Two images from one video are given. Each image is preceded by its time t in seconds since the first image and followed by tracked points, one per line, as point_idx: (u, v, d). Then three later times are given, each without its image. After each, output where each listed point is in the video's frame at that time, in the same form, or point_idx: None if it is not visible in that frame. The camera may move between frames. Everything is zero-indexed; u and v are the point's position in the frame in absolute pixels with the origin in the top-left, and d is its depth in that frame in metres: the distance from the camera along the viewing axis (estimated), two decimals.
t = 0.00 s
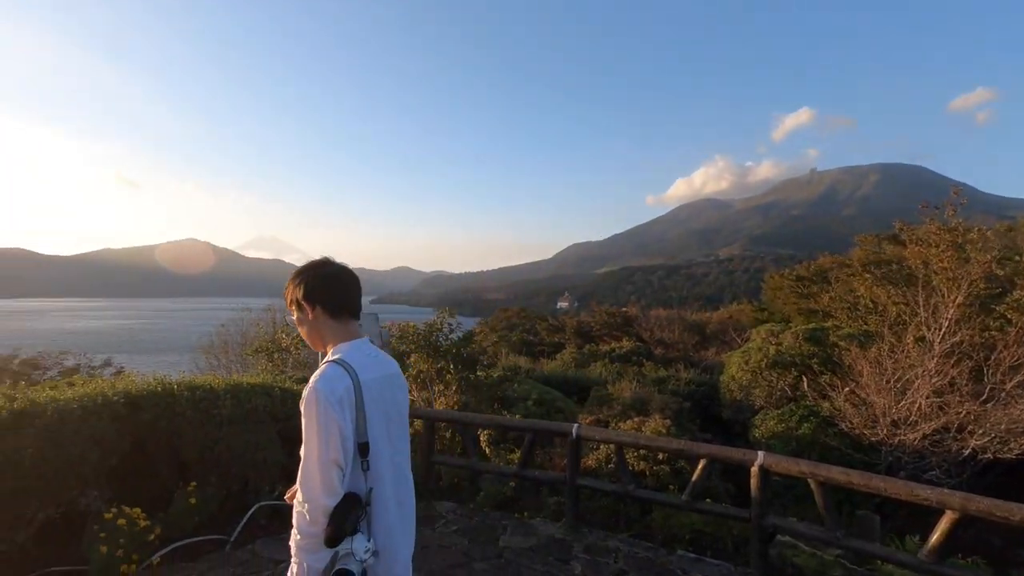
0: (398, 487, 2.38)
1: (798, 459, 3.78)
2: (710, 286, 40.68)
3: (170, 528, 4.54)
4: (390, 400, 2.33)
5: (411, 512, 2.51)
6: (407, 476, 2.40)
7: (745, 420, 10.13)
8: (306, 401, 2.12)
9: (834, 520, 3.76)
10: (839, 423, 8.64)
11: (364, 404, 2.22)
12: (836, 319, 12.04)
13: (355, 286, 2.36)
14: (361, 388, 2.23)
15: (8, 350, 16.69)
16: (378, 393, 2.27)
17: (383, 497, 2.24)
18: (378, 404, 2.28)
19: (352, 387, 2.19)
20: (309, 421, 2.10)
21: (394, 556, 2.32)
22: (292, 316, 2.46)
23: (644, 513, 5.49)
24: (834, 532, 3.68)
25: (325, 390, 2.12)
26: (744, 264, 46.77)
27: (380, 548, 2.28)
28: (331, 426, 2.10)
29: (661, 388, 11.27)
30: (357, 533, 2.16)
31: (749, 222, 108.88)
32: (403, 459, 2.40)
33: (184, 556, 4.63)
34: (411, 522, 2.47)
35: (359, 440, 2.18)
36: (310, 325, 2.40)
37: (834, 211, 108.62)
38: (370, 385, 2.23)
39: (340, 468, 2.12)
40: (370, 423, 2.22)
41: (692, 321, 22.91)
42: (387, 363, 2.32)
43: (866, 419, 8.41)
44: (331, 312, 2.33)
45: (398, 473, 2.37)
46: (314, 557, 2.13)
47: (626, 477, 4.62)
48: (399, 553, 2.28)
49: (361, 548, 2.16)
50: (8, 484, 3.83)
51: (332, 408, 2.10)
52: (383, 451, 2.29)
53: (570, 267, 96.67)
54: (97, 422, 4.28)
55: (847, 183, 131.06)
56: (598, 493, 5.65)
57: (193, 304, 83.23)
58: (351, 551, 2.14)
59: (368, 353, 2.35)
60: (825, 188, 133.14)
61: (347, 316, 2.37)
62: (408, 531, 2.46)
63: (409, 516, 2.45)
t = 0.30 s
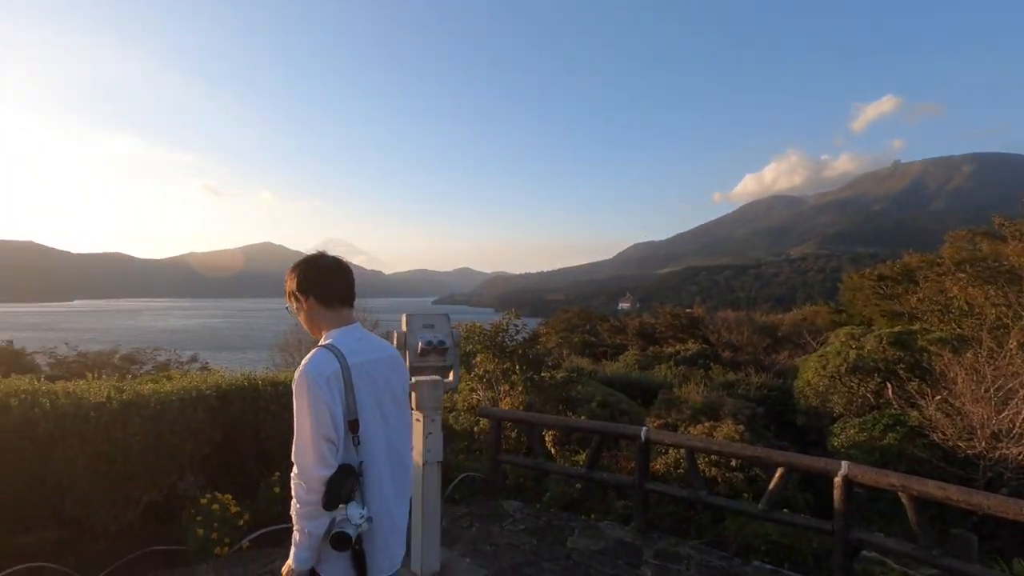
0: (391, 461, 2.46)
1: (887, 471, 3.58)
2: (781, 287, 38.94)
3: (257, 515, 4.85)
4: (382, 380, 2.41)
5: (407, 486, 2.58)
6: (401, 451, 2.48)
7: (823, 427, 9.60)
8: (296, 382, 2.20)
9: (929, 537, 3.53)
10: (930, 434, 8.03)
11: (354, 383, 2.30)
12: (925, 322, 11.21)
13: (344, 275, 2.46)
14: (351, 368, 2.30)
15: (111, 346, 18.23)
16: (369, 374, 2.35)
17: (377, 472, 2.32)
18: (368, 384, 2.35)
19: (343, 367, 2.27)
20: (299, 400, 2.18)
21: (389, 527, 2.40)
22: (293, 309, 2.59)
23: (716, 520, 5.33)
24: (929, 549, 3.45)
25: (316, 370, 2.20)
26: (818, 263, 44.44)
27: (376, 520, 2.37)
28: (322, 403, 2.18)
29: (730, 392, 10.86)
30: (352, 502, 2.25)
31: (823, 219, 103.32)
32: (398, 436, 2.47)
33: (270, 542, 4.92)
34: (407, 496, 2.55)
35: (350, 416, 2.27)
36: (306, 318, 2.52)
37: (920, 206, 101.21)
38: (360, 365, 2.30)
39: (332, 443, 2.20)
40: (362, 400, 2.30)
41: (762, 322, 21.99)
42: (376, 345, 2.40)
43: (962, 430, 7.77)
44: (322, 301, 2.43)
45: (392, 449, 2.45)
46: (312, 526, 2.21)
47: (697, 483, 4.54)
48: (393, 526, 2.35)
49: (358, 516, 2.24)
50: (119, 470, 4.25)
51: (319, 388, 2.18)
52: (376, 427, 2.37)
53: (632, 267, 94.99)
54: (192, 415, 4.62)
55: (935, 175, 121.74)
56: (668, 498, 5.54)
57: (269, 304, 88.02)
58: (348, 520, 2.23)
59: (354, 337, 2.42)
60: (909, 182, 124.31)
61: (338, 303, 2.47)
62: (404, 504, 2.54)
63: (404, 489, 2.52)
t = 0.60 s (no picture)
0: (396, 453, 2.73)
1: (994, 489, 3.30)
2: (864, 287, 36.63)
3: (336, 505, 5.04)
4: (388, 380, 2.68)
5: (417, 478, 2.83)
6: (405, 445, 2.73)
7: (913, 439, 8.95)
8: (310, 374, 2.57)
9: None
10: None
11: (359, 381, 2.60)
12: None
13: (368, 279, 2.73)
14: (357, 367, 2.61)
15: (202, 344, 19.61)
16: (376, 373, 2.63)
17: (375, 461, 2.60)
18: (374, 382, 2.64)
19: (349, 365, 2.59)
20: (309, 390, 2.55)
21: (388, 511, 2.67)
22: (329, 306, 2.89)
23: (797, 532, 5.10)
24: None
25: (324, 366, 2.54)
26: (906, 262, 41.44)
27: (374, 503, 2.65)
28: (325, 395, 2.52)
29: (809, 398, 10.33)
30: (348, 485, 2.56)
31: (911, 214, 96.18)
32: (404, 432, 2.73)
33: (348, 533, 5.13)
34: (413, 487, 2.79)
35: (353, 410, 2.58)
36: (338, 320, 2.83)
37: None
38: (365, 365, 2.60)
39: (332, 431, 2.52)
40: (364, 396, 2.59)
41: (843, 326, 20.75)
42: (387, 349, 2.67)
43: None
44: (346, 310, 2.71)
45: (397, 442, 2.72)
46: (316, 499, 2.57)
47: (776, 493, 4.37)
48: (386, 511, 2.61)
49: (350, 497, 2.55)
50: (212, 458, 4.58)
51: (324, 382, 2.52)
52: (379, 421, 2.66)
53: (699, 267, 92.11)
54: (277, 408, 4.89)
55: None
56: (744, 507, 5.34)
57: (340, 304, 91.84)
58: (343, 498, 2.55)
59: (375, 339, 2.70)
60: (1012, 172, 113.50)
61: (363, 310, 2.73)
62: (411, 493, 2.78)
63: (411, 481, 2.78)
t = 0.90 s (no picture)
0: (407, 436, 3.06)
1: None
2: (935, 287, 34.52)
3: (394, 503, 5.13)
4: (406, 371, 3.02)
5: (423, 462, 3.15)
6: (415, 431, 3.06)
7: (992, 449, 8.37)
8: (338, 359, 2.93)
9: None
10: None
11: (382, 370, 2.96)
12: None
13: (401, 280, 3.08)
14: (380, 357, 2.95)
15: (262, 343, 20.47)
16: (396, 365, 2.98)
17: (389, 441, 2.93)
18: (395, 372, 2.99)
19: (374, 355, 2.95)
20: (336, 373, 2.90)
21: (396, 487, 2.98)
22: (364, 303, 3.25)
23: (864, 545, 4.88)
24: None
25: (352, 354, 2.90)
26: (982, 261, 38.83)
27: (386, 479, 2.97)
28: (349, 377, 2.87)
29: (875, 404, 9.83)
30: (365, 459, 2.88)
31: (987, 210, 90.00)
32: (416, 418, 3.06)
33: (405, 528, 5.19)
34: (419, 469, 3.11)
35: (374, 394, 2.93)
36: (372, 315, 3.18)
37: None
38: (388, 357, 2.95)
39: (352, 410, 2.87)
40: (384, 384, 2.94)
41: (911, 328, 19.64)
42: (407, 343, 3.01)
43: None
44: (378, 305, 3.07)
45: (409, 427, 3.05)
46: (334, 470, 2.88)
47: (842, 502, 4.19)
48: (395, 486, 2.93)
49: (365, 470, 2.86)
50: (277, 452, 4.80)
51: (350, 366, 2.87)
52: (395, 407, 2.99)
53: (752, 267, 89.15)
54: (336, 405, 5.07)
55: None
56: (806, 516, 5.14)
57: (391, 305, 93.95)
58: (359, 471, 2.86)
59: (399, 335, 3.05)
60: None
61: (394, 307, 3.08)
62: (417, 474, 3.09)
63: (417, 463, 3.10)
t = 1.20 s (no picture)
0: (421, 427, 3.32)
1: None
2: (1004, 287, 32.50)
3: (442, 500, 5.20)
4: (418, 367, 3.28)
5: (438, 451, 3.39)
6: (428, 421, 3.32)
7: None
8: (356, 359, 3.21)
9: None
10: None
11: (396, 367, 3.22)
12: None
13: (411, 282, 3.39)
14: (394, 355, 3.22)
15: (311, 341, 21.08)
16: (409, 361, 3.24)
17: (404, 432, 3.18)
18: (408, 368, 3.25)
19: (388, 352, 3.22)
20: (354, 371, 3.19)
21: (413, 474, 3.24)
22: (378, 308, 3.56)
23: (930, 558, 4.64)
24: None
25: (368, 353, 3.17)
26: None
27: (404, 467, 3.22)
28: (365, 374, 3.14)
29: (939, 411, 9.34)
30: (382, 448, 3.15)
31: None
32: (429, 411, 3.31)
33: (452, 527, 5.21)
34: (435, 456, 3.36)
35: (389, 389, 3.19)
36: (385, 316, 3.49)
37: None
38: (400, 354, 3.21)
39: (370, 404, 3.14)
40: (398, 379, 3.20)
41: (978, 331, 18.58)
42: (419, 342, 3.27)
43: None
44: (391, 306, 3.37)
45: (422, 418, 3.30)
46: (355, 459, 3.17)
47: (904, 513, 4.00)
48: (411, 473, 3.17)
49: (383, 458, 3.14)
50: (330, 448, 4.97)
51: (366, 364, 3.14)
52: (409, 400, 3.25)
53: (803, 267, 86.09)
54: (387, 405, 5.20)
55: None
56: (865, 527, 4.93)
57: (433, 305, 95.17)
58: (377, 458, 3.14)
59: (410, 334, 3.32)
60: None
61: (406, 307, 3.38)
62: (433, 461, 3.34)
63: (433, 452, 3.34)
